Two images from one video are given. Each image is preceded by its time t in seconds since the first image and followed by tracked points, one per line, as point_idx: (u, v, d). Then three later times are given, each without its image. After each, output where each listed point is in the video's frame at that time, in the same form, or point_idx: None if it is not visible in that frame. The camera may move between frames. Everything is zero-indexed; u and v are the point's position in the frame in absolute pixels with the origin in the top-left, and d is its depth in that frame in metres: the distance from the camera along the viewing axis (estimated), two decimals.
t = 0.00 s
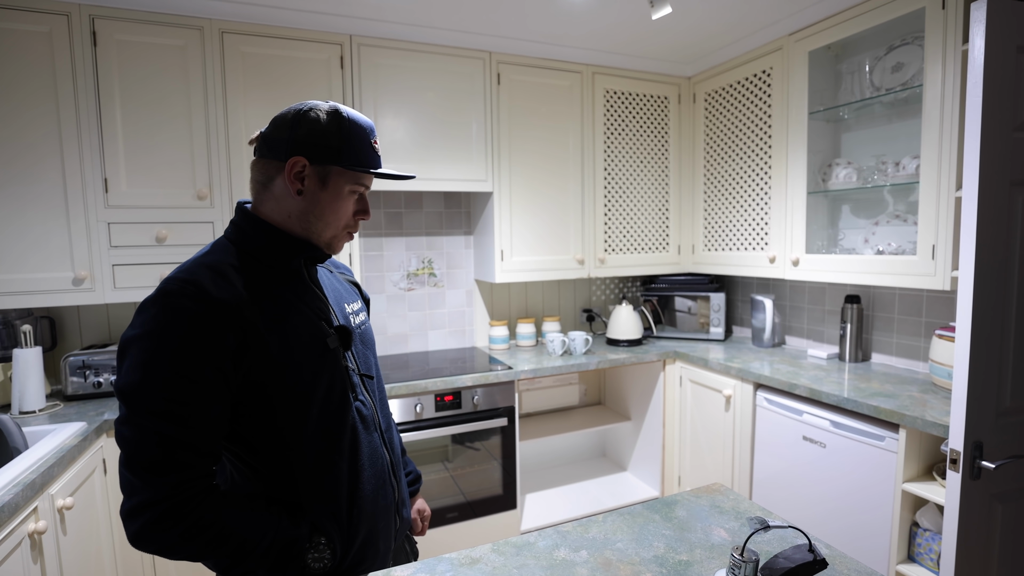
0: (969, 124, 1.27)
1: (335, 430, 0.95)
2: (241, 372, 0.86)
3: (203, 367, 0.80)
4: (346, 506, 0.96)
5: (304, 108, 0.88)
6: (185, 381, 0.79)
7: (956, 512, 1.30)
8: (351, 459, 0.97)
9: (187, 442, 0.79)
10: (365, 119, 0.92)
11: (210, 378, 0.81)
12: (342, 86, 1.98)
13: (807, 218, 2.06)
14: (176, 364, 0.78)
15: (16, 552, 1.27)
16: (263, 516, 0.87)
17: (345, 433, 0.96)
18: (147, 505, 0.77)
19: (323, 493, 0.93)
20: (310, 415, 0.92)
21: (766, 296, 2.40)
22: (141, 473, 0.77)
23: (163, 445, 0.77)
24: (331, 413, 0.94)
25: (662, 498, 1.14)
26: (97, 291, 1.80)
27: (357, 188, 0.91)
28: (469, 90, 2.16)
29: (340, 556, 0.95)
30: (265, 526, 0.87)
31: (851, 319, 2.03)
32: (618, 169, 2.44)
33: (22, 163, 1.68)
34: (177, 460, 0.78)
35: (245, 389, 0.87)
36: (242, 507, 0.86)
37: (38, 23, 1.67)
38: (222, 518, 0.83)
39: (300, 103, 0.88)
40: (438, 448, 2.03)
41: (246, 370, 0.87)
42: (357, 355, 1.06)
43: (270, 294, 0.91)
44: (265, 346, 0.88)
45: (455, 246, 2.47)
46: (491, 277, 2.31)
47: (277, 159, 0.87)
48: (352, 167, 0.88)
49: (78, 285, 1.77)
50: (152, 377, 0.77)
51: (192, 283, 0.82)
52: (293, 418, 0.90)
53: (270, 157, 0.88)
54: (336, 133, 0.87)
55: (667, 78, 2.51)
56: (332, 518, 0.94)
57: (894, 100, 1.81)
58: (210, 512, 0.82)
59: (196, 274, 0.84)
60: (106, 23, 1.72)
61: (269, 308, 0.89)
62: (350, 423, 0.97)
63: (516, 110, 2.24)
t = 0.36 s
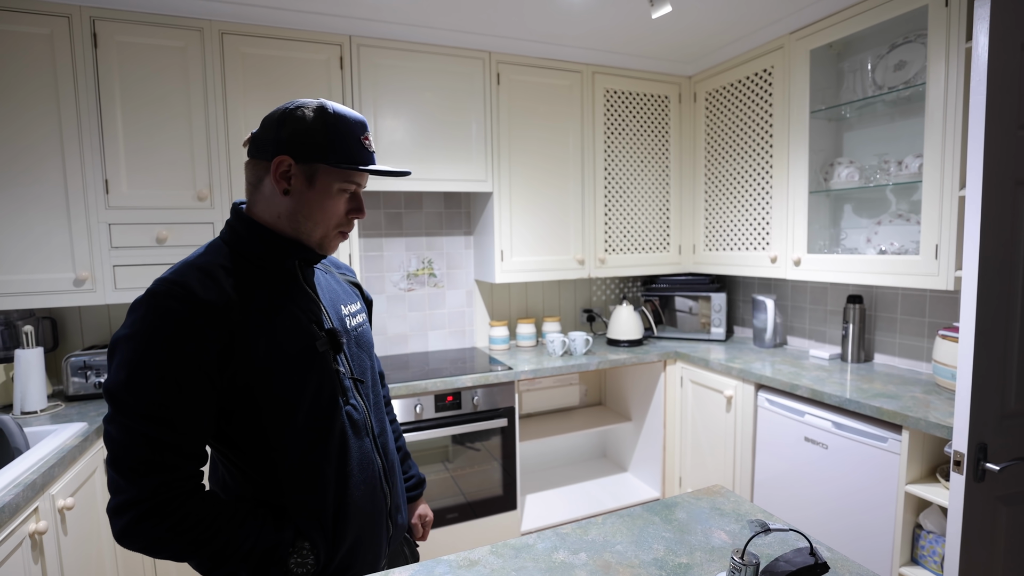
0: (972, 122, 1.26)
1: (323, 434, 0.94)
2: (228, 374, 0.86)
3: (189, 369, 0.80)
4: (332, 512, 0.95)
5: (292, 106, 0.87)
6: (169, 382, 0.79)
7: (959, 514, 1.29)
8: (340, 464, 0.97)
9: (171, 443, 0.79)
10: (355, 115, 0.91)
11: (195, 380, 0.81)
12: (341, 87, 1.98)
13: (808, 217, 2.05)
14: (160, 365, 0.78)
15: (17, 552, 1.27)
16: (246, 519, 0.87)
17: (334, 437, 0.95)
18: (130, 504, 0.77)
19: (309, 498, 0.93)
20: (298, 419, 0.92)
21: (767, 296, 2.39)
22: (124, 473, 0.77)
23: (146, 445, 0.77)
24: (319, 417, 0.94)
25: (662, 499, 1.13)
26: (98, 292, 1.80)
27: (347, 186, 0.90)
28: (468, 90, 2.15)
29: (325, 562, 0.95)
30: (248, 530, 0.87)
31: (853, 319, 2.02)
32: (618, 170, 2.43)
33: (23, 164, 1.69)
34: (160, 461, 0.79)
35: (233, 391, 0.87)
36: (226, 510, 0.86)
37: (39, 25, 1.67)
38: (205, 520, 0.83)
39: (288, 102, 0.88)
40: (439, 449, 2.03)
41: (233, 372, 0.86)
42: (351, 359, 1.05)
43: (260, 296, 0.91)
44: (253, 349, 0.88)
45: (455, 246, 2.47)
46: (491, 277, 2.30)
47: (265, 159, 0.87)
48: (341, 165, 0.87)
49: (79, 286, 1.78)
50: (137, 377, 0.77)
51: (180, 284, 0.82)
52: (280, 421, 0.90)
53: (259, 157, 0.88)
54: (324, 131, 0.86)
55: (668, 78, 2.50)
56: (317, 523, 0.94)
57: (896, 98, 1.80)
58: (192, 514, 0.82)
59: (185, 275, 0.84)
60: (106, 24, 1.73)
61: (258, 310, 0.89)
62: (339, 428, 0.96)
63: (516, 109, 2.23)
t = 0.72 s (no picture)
0: (977, 120, 1.25)
1: (313, 437, 0.93)
2: (219, 375, 0.87)
3: (178, 369, 0.81)
4: (321, 516, 0.95)
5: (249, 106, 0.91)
6: (158, 381, 0.80)
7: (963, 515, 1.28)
8: (331, 469, 0.96)
9: (160, 441, 0.81)
10: (294, 91, 0.88)
11: (184, 381, 0.82)
12: (342, 87, 1.98)
13: (811, 216, 2.04)
14: (149, 363, 0.79)
15: (19, 552, 1.28)
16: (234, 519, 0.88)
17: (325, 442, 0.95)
18: (118, 499, 0.80)
19: (299, 501, 0.93)
20: (289, 421, 0.91)
21: (770, 296, 2.38)
22: (114, 468, 0.79)
23: (134, 442, 0.79)
24: (311, 420, 0.93)
25: (664, 501, 1.12)
26: (101, 293, 1.81)
27: (287, 165, 0.87)
28: (470, 90, 2.15)
29: (313, 566, 0.94)
30: (234, 530, 0.87)
31: (856, 319, 2.01)
32: (619, 170, 2.42)
33: (26, 165, 1.69)
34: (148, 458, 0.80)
35: (225, 392, 0.88)
36: (215, 509, 0.87)
37: (42, 27, 1.68)
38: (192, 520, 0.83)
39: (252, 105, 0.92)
40: (440, 449, 2.03)
41: (224, 373, 0.87)
42: (351, 362, 1.04)
43: (255, 297, 0.91)
44: (245, 351, 0.88)
45: (456, 246, 2.47)
46: (492, 277, 2.30)
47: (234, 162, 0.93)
48: (273, 145, 0.85)
49: (81, 287, 1.78)
50: (129, 374, 0.79)
51: (175, 284, 0.84)
52: (271, 423, 0.90)
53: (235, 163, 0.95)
54: (255, 115, 0.86)
55: (669, 77, 2.49)
56: (305, 526, 0.94)
57: (900, 97, 1.79)
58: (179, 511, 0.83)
59: (182, 276, 0.85)
60: (109, 26, 1.73)
61: (252, 312, 0.89)
62: (331, 432, 0.95)
63: (518, 109, 2.23)
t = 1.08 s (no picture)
0: (982, 120, 1.24)
1: (316, 436, 0.93)
2: (219, 376, 0.87)
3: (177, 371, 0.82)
4: (327, 514, 0.95)
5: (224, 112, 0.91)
6: (156, 384, 0.81)
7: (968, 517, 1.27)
8: (336, 467, 0.96)
9: (162, 443, 0.82)
10: (258, 88, 0.86)
11: (183, 382, 0.82)
12: (344, 87, 1.98)
13: (814, 216, 2.03)
14: (148, 367, 0.80)
15: (23, 551, 1.28)
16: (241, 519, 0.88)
17: (328, 440, 0.94)
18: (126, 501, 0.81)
19: (304, 500, 0.93)
20: (290, 421, 0.91)
21: (773, 296, 2.37)
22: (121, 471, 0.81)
23: (137, 444, 0.80)
24: (312, 419, 0.93)
25: (666, 503, 1.12)
26: (104, 293, 1.81)
27: (263, 167, 0.87)
28: (472, 91, 2.15)
29: (321, 564, 0.94)
30: (241, 530, 0.88)
31: (860, 320, 2.00)
32: (622, 170, 2.42)
33: (29, 166, 1.70)
34: (151, 460, 0.81)
35: (227, 393, 0.88)
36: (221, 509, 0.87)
37: (45, 28, 1.69)
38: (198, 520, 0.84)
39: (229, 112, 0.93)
40: (442, 450, 2.03)
41: (224, 374, 0.87)
42: (355, 360, 1.03)
43: (254, 298, 0.91)
44: (244, 352, 0.88)
45: (459, 246, 2.47)
46: (495, 278, 2.30)
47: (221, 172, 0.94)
48: (244, 148, 0.84)
49: (85, 287, 1.79)
50: (130, 378, 0.80)
51: (173, 289, 0.84)
52: (272, 423, 0.90)
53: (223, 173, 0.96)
54: (226, 121, 0.86)
55: (672, 77, 2.49)
56: (311, 525, 0.93)
57: (905, 96, 1.78)
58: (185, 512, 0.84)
59: (181, 280, 0.86)
60: (112, 27, 1.74)
61: (251, 313, 0.90)
62: (334, 430, 0.95)
63: (520, 109, 2.23)
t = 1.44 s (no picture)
0: (1004, 115, 1.20)
1: (341, 427, 0.96)
2: (252, 371, 0.85)
3: (216, 366, 0.79)
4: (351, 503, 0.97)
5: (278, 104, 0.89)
6: (195, 381, 0.77)
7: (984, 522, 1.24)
8: (356, 457, 0.99)
9: (201, 442, 0.78)
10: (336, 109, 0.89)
11: (222, 378, 0.80)
12: (350, 85, 1.97)
13: (826, 214, 2.00)
14: (184, 364, 0.77)
15: (30, 549, 1.28)
16: (275, 516, 0.87)
17: (349, 430, 0.97)
18: (159, 506, 0.76)
19: (333, 491, 0.94)
20: (318, 414, 0.92)
21: (783, 295, 2.34)
22: (151, 474, 0.76)
23: (173, 445, 0.76)
24: (337, 411, 0.95)
25: (675, 505, 1.10)
26: (111, 291, 1.81)
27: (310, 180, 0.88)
28: (479, 87, 2.13)
29: (348, 552, 0.96)
30: (279, 526, 0.86)
31: (873, 320, 1.97)
32: (630, 168, 2.39)
33: (35, 164, 1.70)
34: (191, 460, 0.77)
35: (256, 388, 0.87)
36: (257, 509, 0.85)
37: (50, 26, 1.68)
38: (237, 520, 0.82)
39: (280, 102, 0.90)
40: (448, 449, 2.02)
41: (257, 368, 0.86)
42: (356, 355, 1.09)
43: (276, 292, 0.90)
44: (277, 346, 0.87)
45: (465, 245, 2.46)
46: (501, 276, 2.28)
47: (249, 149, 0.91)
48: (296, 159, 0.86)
49: (91, 285, 1.79)
50: (162, 375, 0.76)
51: (202, 281, 0.81)
52: (302, 416, 0.90)
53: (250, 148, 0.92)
54: (283, 124, 0.86)
55: (682, 74, 2.46)
56: (337, 515, 0.95)
57: (920, 91, 1.74)
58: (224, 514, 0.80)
59: (205, 273, 0.83)
60: (117, 24, 1.73)
61: (276, 307, 0.89)
62: (354, 421, 0.98)
63: (528, 106, 2.21)
